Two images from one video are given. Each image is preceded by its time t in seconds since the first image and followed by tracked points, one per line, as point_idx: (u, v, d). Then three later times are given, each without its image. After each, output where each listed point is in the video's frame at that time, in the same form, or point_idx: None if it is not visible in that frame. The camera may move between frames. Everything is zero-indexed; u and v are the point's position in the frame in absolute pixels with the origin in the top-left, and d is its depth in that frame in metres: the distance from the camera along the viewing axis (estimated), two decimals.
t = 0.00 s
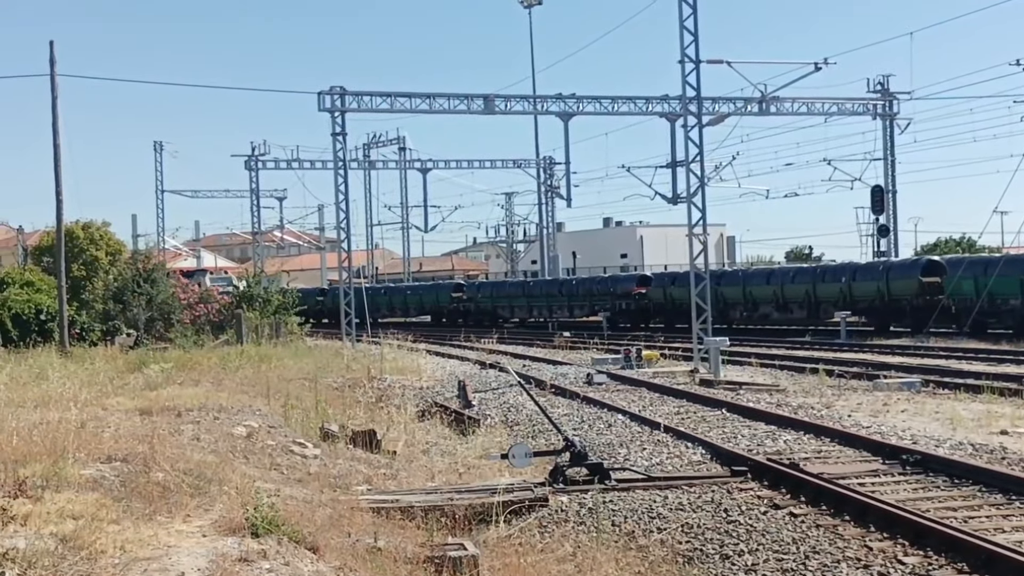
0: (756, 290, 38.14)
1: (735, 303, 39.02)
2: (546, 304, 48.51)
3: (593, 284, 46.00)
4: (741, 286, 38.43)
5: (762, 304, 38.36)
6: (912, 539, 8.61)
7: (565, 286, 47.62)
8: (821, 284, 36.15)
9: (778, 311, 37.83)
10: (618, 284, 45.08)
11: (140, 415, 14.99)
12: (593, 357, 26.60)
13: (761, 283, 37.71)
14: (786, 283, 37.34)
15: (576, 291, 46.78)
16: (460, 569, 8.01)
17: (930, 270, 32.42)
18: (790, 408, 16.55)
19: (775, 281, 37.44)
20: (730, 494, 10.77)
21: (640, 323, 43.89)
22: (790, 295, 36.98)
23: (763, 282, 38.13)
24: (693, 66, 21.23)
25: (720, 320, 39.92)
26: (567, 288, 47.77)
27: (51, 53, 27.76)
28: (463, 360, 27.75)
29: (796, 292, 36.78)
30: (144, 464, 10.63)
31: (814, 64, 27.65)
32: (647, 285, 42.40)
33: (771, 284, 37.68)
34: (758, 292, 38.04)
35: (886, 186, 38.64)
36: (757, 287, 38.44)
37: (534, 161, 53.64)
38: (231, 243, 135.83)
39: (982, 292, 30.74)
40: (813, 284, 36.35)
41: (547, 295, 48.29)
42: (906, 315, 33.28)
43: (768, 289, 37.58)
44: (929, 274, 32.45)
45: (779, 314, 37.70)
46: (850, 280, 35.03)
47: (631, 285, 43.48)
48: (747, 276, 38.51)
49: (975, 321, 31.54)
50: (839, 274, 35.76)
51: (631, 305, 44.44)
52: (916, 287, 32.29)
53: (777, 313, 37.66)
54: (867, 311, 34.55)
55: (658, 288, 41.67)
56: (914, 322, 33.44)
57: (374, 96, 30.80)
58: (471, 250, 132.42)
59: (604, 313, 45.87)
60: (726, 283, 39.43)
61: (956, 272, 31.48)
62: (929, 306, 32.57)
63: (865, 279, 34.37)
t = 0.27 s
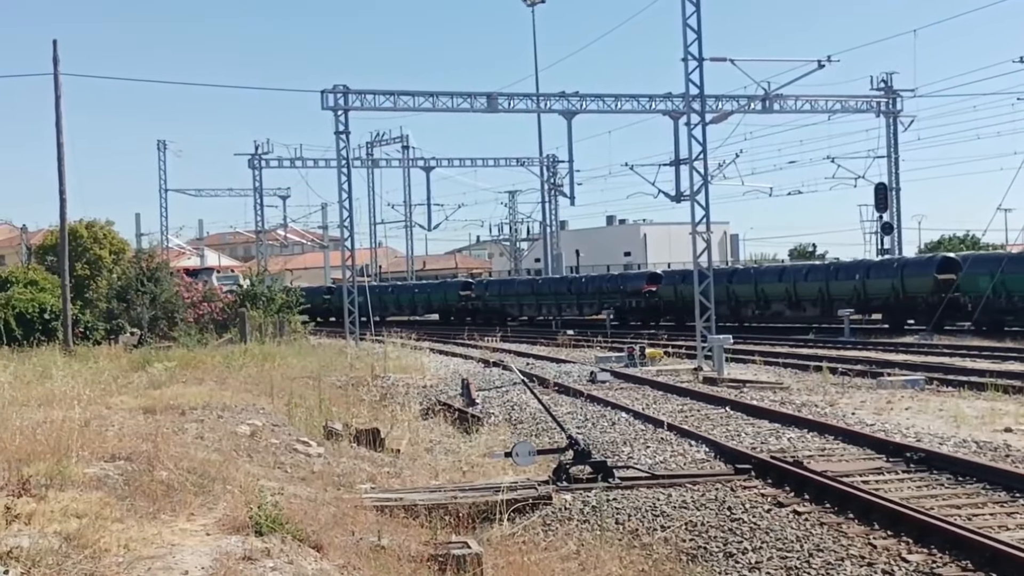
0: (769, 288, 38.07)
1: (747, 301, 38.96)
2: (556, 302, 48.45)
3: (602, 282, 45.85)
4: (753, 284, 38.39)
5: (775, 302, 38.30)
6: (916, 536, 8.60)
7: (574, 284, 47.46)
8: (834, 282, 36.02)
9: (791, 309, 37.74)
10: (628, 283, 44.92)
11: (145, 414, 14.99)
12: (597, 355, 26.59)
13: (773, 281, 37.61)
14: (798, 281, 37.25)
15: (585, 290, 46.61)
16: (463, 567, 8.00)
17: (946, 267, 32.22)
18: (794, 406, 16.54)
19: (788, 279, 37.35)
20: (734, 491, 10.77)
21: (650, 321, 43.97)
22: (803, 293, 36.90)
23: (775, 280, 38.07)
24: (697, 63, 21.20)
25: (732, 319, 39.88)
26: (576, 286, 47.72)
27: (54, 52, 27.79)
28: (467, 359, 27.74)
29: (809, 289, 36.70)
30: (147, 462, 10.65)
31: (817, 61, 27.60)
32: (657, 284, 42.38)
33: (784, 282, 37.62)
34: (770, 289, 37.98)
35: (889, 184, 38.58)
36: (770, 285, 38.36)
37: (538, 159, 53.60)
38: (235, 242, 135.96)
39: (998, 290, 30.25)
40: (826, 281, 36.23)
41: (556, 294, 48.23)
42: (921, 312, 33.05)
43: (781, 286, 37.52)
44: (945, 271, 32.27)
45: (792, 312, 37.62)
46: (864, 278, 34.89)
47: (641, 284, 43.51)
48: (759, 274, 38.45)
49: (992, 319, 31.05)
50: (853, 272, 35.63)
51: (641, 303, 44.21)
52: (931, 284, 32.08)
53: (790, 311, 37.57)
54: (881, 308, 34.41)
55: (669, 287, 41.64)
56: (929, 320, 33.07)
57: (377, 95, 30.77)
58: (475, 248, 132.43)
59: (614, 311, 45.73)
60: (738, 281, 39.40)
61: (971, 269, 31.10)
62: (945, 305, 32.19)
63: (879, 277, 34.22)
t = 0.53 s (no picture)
0: (779, 288, 37.90)
1: (757, 302, 38.81)
2: (563, 303, 48.39)
3: (610, 283, 45.71)
4: (763, 285, 38.25)
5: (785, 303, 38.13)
6: (919, 538, 8.58)
7: (581, 285, 47.39)
8: (845, 282, 35.79)
9: (802, 309, 37.54)
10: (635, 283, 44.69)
11: (147, 416, 15.01)
12: (599, 356, 26.60)
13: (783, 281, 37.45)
14: (809, 281, 37.04)
15: (593, 291, 46.49)
16: (466, 569, 8.00)
17: (958, 267, 31.92)
18: (796, 407, 16.52)
19: (798, 279, 37.18)
20: (736, 492, 10.76)
21: (658, 322, 43.76)
22: (814, 294, 36.71)
23: (786, 281, 37.91)
24: (699, 64, 21.21)
25: (742, 320, 39.76)
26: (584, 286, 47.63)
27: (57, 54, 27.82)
28: (469, 360, 27.72)
29: (819, 290, 36.52)
30: (149, 464, 10.65)
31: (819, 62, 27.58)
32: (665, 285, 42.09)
33: (794, 283, 37.45)
34: (781, 290, 37.82)
35: (891, 184, 38.55)
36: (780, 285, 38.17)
37: (540, 160, 53.61)
38: (237, 243, 136.09)
39: (1012, 290, 29.76)
40: (837, 282, 36.00)
41: (564, 295, 48.19)
42: (933, 313, 32.74)
43: (791, 287, 37.36)
44: (957, 272, 31.96)
45: (803, 313, 37.45)
46: (875, 278, 34.62)
47: (650, 283, 43.30)
48: (769, 275, 38.30)
49: (1007, 319, 30.60)
50: (864, 272, 35.36)
51: (650, 304, 43.96)
52: (943, 284, 31.79)
53: (800, 312, 37.38)
54: (892, 309, 34.14)
55: (678, 287, 41.39)
56: (943, 321, 32.71)
57: (379, 96, 30.78)
58: (476, 249, 132.46)
59: (622, 312, 45.59)
60: (748, 282, 39.28)
61: (983, 270, 30.69)
62: (958, 305, 31.82)
63: (890, 277, 33.95)
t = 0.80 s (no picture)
0: (788, 288, 37.77)
1: (766, 302, 38.68)
2: (569, 303, 48.35)
3: (617, 283, 45.61)
4: (772, 285, 38.13)
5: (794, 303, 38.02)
6: (921, 538, 8.57)
7: (588, 285, 47.41)
8: (855, 282, 35.62)
9: (812, 309, 37.39)
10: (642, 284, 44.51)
11: (148, 417, 15.02)
12: (600, 356, 26.60)
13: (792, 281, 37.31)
14: (818, 282, 36.89)
15: (600, 291, 46.49)
16: (467, 569, 8.00)
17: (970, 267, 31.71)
18: (797, 407, 16.50)
19: (807, 279, 37.05)
20: (738, 493, 10.75)
21: (666, 322, 43.47)
22: (824, 294, 36.56)
23: (794, 281, 37.78)
24: (699, 65, 21.21)
25: (750, 320, 39.65)
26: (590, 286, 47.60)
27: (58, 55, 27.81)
28: (470, 360, 27.73)
29: (829, 290, 36.36)
30: (150, 465, 10.65)
31: (820, 62, 27.55)
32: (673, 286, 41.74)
33: (803, 283, 37.32)
34: (790, 290, 37.69)
35: (893, 185, 38.52)
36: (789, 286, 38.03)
37: (541, 161, 53.59)
38: (238, 244, 136.19)
39: None
40: (847, 282, 35.83)
41: (570, 295, 48.19)
42: (945, 313, 32.53)
43: (800, 287, 37.24)
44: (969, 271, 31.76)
45: (812, 313, 37.30)
46: (886, 278, 34.43)
47: (657, 284, 42.99)
48: (777, 275, 38.17)
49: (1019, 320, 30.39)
50: (875, 272, 35.18)
51: (657, 305, 43.79)
52: (955, 284, 31.60)
53: (810, 312, 37.23)
54: (903, 309, 33.95)
55: (686, 288, 41.14)
56: (954, 321, 32.53)
57: (380, 97, 30.77)
58: (477, 250, 132.49)
59: (629, 312, 45.49)
60: (756, 282, 39.14)
61: (995, 270, 30.46)
62: (970, 305, 31.64)
63: (901, 277, 33.77)
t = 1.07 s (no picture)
0: (795, 288, 37.71)
1: (773, 302, 38.64)
2: (574, 303, 48.29)
3: (622, 283, 45.57)
4: (779, 285, 38.04)
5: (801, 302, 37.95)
6: (921, 538, 8.57)
7: (592, 285, 47.29)
8: (864, 282, 35.55)
9: (819, 309, 37.33)
10: (647, 284, 44.40)
11: (148, 416, 15.02)
12: (600, 356, 26.61)
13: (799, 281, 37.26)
14: (825, 281, 36.83)
15: (605, 291, 46.39)
16: (467, 569, 7.99)
17: (979, 267, 31.63)
18: (797, 407, 16.50)
19: (815, 278, 36.99)
20: (738, 493, 10.75)
21: (672, 322, 43.45)
22: (831, 294, 36.49)
23: (802, 280, 37.70)
24: (699, 65, 21.21)
25: (756, 320, 39.60)
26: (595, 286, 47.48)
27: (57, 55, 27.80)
28: (470, 360, 27.73)
29: (837, 290, 36.30)
30: (150, 464, 10.66)
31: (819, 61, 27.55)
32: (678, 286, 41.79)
33: (810, 282, 37.26)
34: (797, 290, 37.63)
35: (893, 184, 38.52)
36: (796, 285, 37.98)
37: (541, 161, 53.58)
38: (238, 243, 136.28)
39: None
40: (855, 281, 35.76)
41: (575, 295, 48.12)
42: (955, 313, 32.43)
43: (808, 286, 37.17)
44: (978, 271, 31.68)
45: (820, 313, 37.25)
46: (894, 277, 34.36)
47: (662, 284, 42.99)
48: (784, 275, 38.13)
49: None
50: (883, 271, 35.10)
51: (662, 304, 43.68)
52: (964, 283, 31.51)
53: (817, 312, 37.17)
54: (912, 308, 33.87)
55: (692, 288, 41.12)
56: (963, 321, 32.43)
57: (380, 97, 30.76)
58: (477, 249, 132.46)
59: (635, 312, 45.41)
60: (763, 282, 39.07)
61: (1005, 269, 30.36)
62: (979, 305, 31.53)
63: (910, 276, 33.69)
